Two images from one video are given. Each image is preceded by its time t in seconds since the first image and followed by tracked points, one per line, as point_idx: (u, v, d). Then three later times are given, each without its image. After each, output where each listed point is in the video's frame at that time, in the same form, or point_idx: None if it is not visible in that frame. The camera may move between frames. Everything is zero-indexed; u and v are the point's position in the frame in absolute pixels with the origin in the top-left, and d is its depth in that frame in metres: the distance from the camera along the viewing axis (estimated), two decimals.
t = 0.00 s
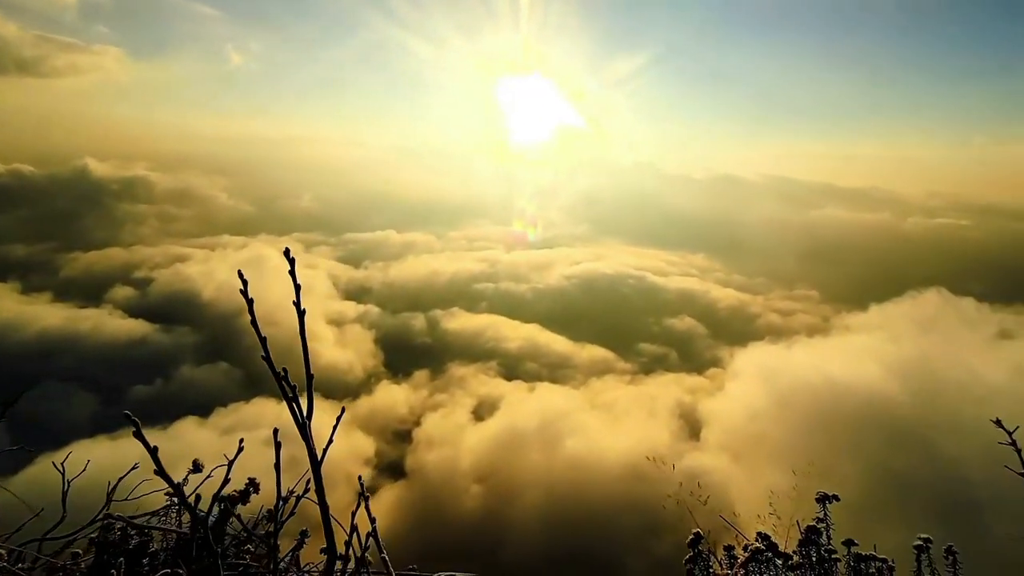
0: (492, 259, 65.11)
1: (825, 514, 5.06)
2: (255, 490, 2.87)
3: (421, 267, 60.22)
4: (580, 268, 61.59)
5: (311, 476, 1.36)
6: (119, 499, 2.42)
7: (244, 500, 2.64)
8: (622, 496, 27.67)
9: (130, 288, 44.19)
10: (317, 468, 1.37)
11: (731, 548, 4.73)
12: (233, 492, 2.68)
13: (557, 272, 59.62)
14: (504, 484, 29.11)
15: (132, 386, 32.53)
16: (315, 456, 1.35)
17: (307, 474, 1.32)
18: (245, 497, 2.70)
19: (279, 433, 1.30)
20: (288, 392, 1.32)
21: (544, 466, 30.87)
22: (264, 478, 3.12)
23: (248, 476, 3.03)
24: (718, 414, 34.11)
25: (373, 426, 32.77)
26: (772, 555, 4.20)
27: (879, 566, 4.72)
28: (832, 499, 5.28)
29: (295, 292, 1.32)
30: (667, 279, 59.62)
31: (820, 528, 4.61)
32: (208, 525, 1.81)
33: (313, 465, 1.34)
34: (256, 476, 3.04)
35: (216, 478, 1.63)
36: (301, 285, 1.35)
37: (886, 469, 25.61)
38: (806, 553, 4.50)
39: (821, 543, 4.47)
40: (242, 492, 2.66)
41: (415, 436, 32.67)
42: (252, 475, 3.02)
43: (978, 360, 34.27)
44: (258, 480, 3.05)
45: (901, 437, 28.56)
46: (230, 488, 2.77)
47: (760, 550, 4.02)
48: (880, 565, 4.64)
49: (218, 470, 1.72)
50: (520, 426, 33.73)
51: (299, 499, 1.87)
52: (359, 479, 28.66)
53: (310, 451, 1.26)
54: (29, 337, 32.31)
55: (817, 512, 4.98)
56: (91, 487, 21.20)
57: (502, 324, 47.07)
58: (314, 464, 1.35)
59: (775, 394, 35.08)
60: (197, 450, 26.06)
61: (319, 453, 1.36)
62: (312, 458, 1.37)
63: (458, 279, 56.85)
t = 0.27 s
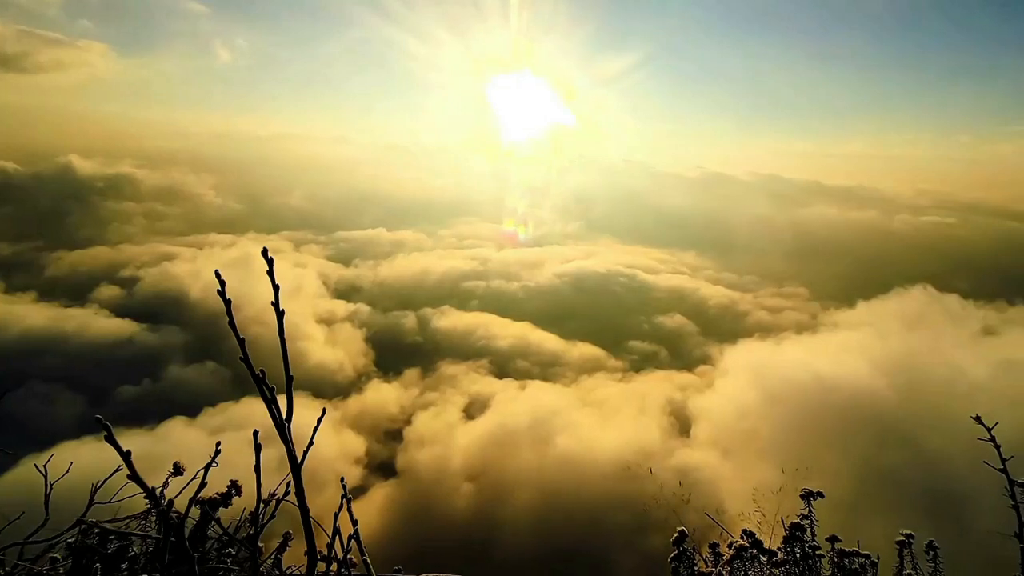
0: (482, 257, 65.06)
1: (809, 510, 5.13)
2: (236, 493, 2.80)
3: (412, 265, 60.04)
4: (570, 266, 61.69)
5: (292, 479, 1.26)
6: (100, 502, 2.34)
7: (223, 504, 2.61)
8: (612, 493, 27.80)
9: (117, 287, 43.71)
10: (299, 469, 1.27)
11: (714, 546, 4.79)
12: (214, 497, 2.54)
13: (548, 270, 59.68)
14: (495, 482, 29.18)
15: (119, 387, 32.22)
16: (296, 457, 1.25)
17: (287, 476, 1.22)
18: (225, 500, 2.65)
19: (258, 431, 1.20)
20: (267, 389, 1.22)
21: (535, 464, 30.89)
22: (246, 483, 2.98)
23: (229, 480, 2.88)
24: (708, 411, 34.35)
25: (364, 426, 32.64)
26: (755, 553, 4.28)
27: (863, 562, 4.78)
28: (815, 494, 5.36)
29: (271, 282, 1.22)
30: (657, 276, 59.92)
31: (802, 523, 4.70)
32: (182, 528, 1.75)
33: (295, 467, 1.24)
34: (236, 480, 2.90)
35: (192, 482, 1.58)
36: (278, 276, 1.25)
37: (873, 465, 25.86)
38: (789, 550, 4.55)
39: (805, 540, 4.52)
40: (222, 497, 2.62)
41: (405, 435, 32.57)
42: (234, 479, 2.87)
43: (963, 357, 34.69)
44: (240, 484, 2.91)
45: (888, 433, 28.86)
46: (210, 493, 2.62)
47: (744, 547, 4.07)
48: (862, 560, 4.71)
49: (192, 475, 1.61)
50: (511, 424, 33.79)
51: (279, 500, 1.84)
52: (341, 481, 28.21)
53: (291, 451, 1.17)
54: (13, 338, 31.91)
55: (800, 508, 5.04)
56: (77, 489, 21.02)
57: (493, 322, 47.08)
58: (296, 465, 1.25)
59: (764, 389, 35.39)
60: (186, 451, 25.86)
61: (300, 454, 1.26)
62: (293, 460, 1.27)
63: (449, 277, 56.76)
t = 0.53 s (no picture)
0: (472, 256, 64.98)
1: (791, 508, 5.30)
2: (218, 494, 2.69)
3: (402, 264, 59.87)
4: (560, 264, 61.81)
5: (272, 482, 1.24)
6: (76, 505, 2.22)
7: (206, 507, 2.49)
8: (602, 490, 27.91)
9: (102, 286, 43.21)
10: (278, 473, 1.25)
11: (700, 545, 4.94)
12: (197, 499, 2.41)
13: (537, 269, 59.74)
14: (486, 480, 29.17)
15: (104, 387, 31.79)
16: (276, 463, 1.22)
17: (267, 482, 1.20)
18: (206, 504, 2.53)
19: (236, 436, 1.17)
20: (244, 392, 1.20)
21: (525, 462, 30.94)
22: (230, 486, 2.84)
23: (211, 483, 2.74)
24: (697, 408, 34.58)
25: (353, 425, 32.53)
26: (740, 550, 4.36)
27: (844, 557, 4.95)
28: (797, 493, 5.54)
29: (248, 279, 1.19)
30: (646, 275, 60.19)
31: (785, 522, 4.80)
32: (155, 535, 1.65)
33: (274, 472, 1.21)
34: (219, 483, 2.76)
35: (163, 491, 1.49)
36: (255, 277, 1.22)
37: (859, 463, 26.21)
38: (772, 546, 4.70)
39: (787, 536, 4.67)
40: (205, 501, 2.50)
41: (395, 434, 32.52)
42: (216, 482, 2.73)
43: (947, 354, 35.19)
44: (222, 487, 2.77)
45: (873, 429, 29.24)
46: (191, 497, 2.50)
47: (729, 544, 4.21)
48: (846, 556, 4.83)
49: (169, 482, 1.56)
50: (501, 422, 33.81)
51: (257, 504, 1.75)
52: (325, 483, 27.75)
53: (270, 457, 1.14)
54: None
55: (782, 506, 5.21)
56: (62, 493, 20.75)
57: (482, 321, 47.04)
58: (275, 469, 1.23)
59: (752, 386, 35.69)
60: (172, 452, 25.59)
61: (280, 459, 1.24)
62: (272, 464, 1.25)
63: (438, 275, 56.63)
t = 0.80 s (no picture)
0: (463, 254, 64.90)
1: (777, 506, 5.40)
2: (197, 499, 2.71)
3: (392, 263, 59.59)
4: (551, 263, 61.86)
5: (251, 486, 1.32)
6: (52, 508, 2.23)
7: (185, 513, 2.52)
8: (592, 488, 28.02)
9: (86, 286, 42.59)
10: (256, 476, 1.33)
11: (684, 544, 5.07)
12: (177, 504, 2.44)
13: (528, 268, 59.76)
14: (476, 479, 29.19)
15: (89, 390, 31.40)
16: (252, 467, 1.31)
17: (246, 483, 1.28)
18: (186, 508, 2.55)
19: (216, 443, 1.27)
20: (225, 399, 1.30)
21: (516, 460, 30.96)
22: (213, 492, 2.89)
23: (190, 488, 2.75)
24: (686, 406, 34.80)
25: (343, 425, 32.38)
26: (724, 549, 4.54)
27: (827, 554, 5.10)
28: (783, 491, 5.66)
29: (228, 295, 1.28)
30: (636, 273, 60.41)
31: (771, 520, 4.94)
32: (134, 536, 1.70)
33: (252, 474, 1.30)
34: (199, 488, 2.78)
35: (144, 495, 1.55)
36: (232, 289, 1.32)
37: (846, 459, 26.51)
38: (756, 544, 4.84)
39: (771, 535, 4.79)
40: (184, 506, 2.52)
41: (386, 434, 32.42)
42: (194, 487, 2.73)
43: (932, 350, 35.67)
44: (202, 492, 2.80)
45: (860, 425, 29.59)
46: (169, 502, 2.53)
47: (712, 545, 4.36)
48: (829, 554, 4.98)
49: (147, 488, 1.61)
50: (491, 421, 33.82)
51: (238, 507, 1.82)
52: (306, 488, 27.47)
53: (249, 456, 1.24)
54: None
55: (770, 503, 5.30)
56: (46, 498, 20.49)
57: (472, 320, 47.01)
58: (253, 473, 1.31)
59: (740, 382, 35.98)
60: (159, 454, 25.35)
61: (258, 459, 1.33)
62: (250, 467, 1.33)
63: (428, 274, 56.47)
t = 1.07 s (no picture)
0: (454, 255, 64.80)
1: (764, 506, 5.39)
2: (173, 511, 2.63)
3: (383, 263, 59.39)
4: (542, 263, 61.91)
5: (228, 496, 1.27)
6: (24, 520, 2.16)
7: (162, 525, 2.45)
8: (584, 488, 28.07)
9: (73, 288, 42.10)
10: (233, 485, 1.28)
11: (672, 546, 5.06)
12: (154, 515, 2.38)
13: (519, 268, 59.77)
14: (468, 478, 29.15)
15: (76, 393, 31.05)
16: (229, 475, 1.26)
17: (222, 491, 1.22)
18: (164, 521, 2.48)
19: (191, 450, 1.22)
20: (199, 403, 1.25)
21: (508, 460, 30.93)
22: (189, 497, 2.94)
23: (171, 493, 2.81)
24: (677, 405, 34.96)
25: (334, 427, 32.22)
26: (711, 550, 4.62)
27: (814, 554, 5.10)
28: (772, 491, 5.66)
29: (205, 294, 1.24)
30: (627, 273, 60.59)
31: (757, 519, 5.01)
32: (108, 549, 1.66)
33: (229, 482, 1.24)
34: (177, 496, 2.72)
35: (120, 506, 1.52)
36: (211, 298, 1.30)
37: (835, 457, 26.73)
38: (744, 545, 4.82)
39: (758, 536, 4.79)
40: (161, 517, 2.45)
41: (377, 434, 32.28)
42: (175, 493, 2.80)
43: (920, 349, 36.03)
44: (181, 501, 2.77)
45: (849, 422, 29.83)
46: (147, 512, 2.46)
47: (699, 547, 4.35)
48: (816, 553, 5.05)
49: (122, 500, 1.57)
50: (483, 421, 33.80)
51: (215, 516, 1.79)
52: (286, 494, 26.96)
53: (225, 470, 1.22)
54: None
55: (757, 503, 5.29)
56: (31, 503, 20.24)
57: (463, 320, 46.93)
58: (230, 482, 1.26)
59: (731, 381, 36.21)
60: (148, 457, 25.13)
61: (236, 468, 1.28)
62: (228, 476, 1.28)
63: (419, 275, 56.35)
